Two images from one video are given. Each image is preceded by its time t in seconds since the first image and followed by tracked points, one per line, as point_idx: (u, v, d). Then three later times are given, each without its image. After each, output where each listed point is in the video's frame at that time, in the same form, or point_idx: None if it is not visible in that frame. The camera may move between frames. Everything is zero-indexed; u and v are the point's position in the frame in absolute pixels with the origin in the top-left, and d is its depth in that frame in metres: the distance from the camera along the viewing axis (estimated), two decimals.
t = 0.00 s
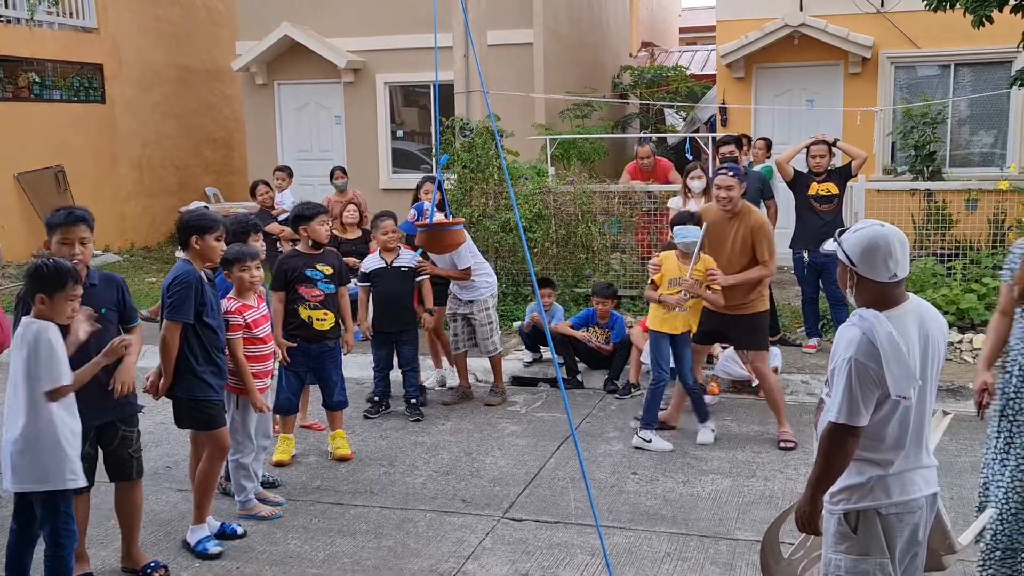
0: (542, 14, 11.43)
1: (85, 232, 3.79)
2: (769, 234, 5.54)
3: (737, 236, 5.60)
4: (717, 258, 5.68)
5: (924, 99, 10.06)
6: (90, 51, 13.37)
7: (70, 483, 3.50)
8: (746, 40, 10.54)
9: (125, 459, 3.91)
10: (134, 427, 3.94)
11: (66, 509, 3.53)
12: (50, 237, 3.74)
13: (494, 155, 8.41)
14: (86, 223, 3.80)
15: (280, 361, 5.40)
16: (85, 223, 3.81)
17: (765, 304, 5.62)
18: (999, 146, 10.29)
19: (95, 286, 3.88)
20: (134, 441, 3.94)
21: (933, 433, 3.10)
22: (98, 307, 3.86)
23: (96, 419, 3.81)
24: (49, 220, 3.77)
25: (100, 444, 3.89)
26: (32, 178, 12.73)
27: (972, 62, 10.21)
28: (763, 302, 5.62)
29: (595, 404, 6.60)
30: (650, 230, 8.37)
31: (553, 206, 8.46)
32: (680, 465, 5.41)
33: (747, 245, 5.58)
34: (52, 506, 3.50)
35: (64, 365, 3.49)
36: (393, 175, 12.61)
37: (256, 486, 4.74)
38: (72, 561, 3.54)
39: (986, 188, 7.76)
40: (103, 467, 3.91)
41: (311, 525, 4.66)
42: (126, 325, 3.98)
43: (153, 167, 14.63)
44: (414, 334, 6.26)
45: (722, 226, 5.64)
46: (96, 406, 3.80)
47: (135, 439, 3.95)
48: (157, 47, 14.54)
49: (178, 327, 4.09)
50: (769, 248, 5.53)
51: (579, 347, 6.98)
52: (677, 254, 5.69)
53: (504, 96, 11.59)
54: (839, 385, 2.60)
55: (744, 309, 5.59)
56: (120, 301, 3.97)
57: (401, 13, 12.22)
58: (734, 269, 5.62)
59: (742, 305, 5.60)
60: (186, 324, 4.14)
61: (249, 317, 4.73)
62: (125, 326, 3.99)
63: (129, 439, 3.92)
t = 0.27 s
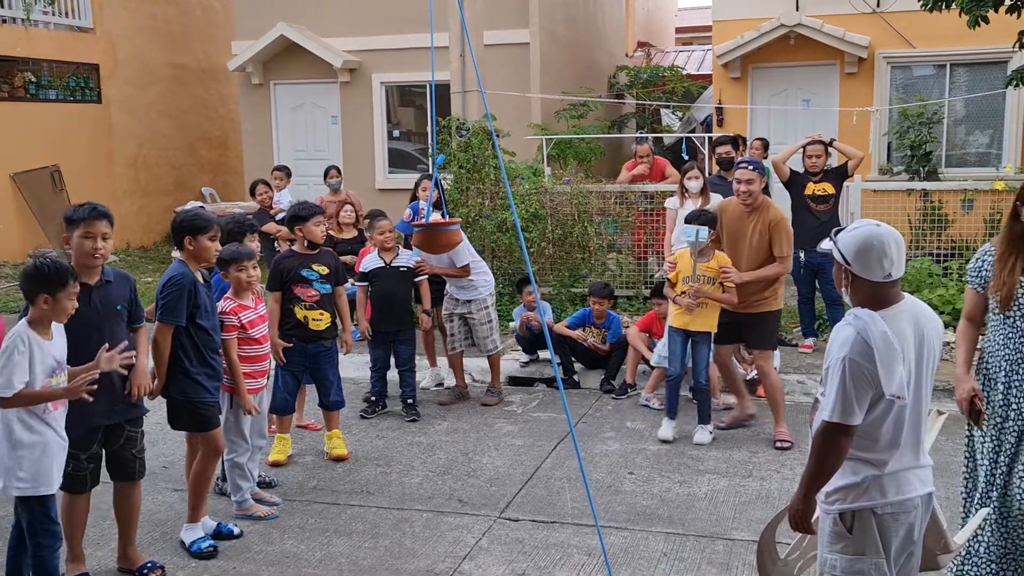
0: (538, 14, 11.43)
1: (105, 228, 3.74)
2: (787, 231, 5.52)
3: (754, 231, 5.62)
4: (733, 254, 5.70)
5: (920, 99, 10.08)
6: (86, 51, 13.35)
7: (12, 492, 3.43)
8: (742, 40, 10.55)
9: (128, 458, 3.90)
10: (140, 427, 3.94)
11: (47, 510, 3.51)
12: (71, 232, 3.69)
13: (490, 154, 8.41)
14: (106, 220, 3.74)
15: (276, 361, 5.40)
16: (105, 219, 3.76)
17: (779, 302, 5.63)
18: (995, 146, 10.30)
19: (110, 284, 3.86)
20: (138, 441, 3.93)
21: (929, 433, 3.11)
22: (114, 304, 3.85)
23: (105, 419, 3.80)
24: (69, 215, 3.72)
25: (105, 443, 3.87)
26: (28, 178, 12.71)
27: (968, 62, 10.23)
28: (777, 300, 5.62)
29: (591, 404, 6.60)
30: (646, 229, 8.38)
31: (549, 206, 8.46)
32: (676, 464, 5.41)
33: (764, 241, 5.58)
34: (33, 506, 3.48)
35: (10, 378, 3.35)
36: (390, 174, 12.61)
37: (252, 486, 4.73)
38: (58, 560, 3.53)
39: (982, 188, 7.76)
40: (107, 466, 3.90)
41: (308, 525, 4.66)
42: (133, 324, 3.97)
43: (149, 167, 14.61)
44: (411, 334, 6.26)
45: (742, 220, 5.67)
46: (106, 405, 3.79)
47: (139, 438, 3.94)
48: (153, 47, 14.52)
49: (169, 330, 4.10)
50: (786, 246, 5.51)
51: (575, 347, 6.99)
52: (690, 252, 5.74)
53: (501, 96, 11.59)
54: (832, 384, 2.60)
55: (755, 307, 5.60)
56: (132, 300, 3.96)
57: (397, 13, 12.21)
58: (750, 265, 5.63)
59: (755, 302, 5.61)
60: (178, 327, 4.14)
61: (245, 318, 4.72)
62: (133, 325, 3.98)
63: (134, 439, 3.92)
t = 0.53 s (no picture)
0: (535, 14, 11.43)
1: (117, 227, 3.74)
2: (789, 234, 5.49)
3: (757, 234, 5.59)
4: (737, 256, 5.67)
5: (917, 99, 10.08)
6: (84, 51, 13.34)
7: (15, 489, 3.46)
8: (739, 40, 10.56)
9: (130, 457, 3.89)
10: (143, 426, 3.93)
11: (49, 509, 3.50)
12: (85, 229, 3.70)
13: (487, 155, 8.41)
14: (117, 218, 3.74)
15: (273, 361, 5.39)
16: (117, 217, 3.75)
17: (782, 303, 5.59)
18: (992, 147, 10.31)
19: (121, 283, 3.84)
20: (141, 440, 3.92)
21: (924, 433, 3.12)
22: (121, 304, 3.83)
23: (111, 418, 3.79)
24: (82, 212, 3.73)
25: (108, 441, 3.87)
26: (25, 177, 12.69)
27: (965, 63, 10.24)
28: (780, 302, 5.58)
29: (589, 404, 6.60)
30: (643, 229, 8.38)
31: (546, 206, 8.47)
32: (673, 464, 5.41)
33: (767, 244, 5.55)
34: (33, 505, 3.47)
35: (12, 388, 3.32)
36: (387, 175, 12.60)
37: (249, 486, 4.73)
38: (61, 559, 3.53)
39: (979, 188, 7.78)
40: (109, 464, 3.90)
41: (304, 525, 4.66)
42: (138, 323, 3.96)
43: (146, 167, 14.60)
44: (408, 334, 6.25)
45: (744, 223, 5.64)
46: (112, 406, 3.78)
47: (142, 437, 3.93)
48: (150, 47, 14.51)
49: (163, 332, 4.09)
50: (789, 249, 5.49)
51: (573, 347, 7.00)
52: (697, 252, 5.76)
53: (498, 96, 11.59)
54: (829, 383, 2.60)
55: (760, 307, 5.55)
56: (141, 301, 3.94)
57: (395, 13, 12.21)
58: (754, 268, 5.61)
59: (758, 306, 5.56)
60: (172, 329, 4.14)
61: (242, 318, 4.71)
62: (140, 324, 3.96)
63: (137, 438, 3.91)
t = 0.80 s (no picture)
0: (534, 15, 11.42)
1: (126, 228, 3.75)
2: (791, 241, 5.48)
3: (760, 243, 5.59)
4: (740, 263, 5.67)
5: (916, 100, 10.09)
6: (83, 51, 13.34)
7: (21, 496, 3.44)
8: (739, 41, 10.56)
9: (130, 457, 3.90)
10: (144, 426, 3.93)
11: (62, 508, 3.50)
12: (95, 230, 3.71)
13: (486, 155, 8.41)
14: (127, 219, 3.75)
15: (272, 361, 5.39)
16: (127, 219, 3.77)
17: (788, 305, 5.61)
18: (990, 148, 10.31)
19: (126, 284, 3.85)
20: (142, 440, 3.92)
21: (924, 434, 3.12)
22: (129, 306, 3.84)
23: (113, 418, 3.79)
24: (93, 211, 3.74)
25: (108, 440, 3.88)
26: (24, 178, 12.68)
27: (963, 63, 10.25)
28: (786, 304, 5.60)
29: (588, 405, 6.61)
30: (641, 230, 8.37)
31: (545, 207, 8.47)
32: (672, 465, 5.41)
33: (770, 253, 5.56)
34: (47, 507, 3.47)
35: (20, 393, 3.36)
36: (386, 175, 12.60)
37: (249, 487, 4.73)
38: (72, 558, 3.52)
39: (978, 189, 7.78)
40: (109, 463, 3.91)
41: (303, 526, 4.65)
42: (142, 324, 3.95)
43: (145, 167, 14.59)
44: (407, 335, 6.25)
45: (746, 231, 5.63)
46: (113, 406, 3.78)
47: (143, 436, 3.93)
48: (149, 48, 14.51)
49: (163, 334, 4.10)
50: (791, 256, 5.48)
51: (572, 348, 7.00)
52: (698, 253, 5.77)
53: (497, 97, 11.59)
54: (828, 383, 2.60)
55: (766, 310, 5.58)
56: (147, 302, 3.95)
57: (394, 14, 12.21)
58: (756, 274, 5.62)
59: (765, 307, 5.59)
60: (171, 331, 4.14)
61: (244, 318, 4.71)
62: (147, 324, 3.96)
63: (138, 438, 3.90)
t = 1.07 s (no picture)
0: (531, 11, 11.41)
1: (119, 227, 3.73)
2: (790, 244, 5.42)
3: (760, 247, 5.50)
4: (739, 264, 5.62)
5: (912, 97, 10.10)
6: (78, 48, 13.30)
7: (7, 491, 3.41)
8: (735, 38, 10.56)
9: (122, 455, 3.91)
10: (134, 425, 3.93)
11: (48, 503, 3.49)
12: (85, 227, 3.68)
13: (483, 152, 8.40)
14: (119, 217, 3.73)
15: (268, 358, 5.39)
16: (120, 217, 3.75)
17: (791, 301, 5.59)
18: (986, 144, 10.33)
19: (118, 283, 3.83)
20: (133, 438, 3.93)
21: (918, 431, 3.12)
22: (121, 306, 3.82)
23: (108, 418, 3.77)
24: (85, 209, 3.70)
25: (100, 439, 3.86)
26: (20, 175, 12.66)
27: (959, 60, 10.26)
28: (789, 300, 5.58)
29: (584, 401, 6.61)
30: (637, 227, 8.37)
31: (541, 204, 8.47)
32: (669, 461, 5.42)
33: (769, 257, 5.49)
34: (32, 500, 3.45)
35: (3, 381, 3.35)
36: (382, 172, 12.59)
37: (244, 483, 4.73)
38: (61, 554, 3.53)
39: (973, 186, 7.77)
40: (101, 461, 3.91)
41: (300, 523, 4.65)
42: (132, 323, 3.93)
43: (141, 164, 14.56)
44: (403, 331, 6.25)
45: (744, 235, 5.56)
46: (107, 405, 3.76)
47: (133, 435, 3.93)
48: (144, 44, 14.48)
49: (158, 337, 4.08)
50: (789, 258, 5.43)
51: (568, 345, 7.01)
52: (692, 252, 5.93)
53: (494, 94, 11.58)
54: (824, 380, 2.60)
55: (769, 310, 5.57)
56: (139, 301, 3.93)
57: (390, 10, 12.20)
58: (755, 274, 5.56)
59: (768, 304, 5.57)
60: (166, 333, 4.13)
61: (243, 314, 4.72)
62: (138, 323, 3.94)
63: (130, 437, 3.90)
